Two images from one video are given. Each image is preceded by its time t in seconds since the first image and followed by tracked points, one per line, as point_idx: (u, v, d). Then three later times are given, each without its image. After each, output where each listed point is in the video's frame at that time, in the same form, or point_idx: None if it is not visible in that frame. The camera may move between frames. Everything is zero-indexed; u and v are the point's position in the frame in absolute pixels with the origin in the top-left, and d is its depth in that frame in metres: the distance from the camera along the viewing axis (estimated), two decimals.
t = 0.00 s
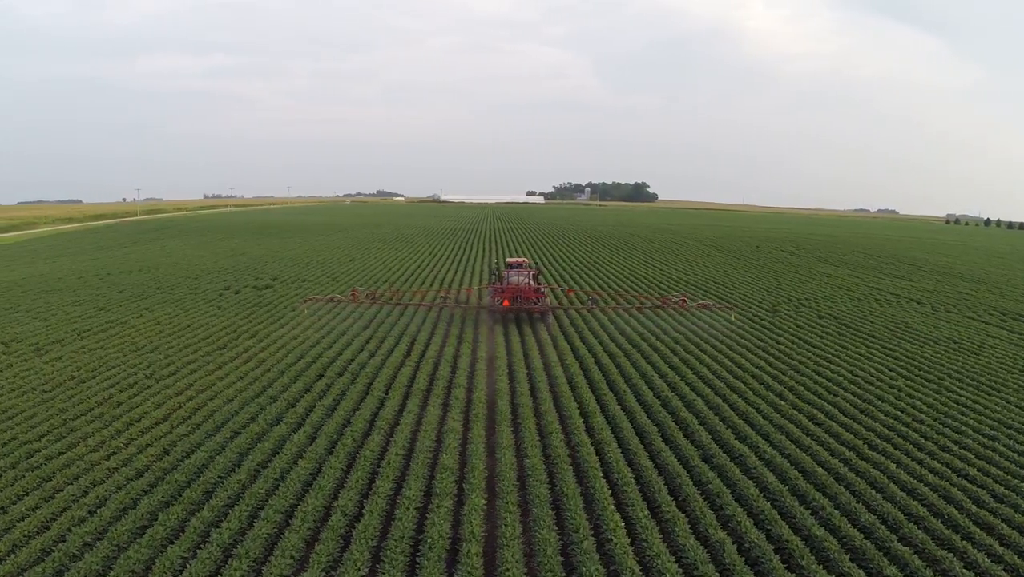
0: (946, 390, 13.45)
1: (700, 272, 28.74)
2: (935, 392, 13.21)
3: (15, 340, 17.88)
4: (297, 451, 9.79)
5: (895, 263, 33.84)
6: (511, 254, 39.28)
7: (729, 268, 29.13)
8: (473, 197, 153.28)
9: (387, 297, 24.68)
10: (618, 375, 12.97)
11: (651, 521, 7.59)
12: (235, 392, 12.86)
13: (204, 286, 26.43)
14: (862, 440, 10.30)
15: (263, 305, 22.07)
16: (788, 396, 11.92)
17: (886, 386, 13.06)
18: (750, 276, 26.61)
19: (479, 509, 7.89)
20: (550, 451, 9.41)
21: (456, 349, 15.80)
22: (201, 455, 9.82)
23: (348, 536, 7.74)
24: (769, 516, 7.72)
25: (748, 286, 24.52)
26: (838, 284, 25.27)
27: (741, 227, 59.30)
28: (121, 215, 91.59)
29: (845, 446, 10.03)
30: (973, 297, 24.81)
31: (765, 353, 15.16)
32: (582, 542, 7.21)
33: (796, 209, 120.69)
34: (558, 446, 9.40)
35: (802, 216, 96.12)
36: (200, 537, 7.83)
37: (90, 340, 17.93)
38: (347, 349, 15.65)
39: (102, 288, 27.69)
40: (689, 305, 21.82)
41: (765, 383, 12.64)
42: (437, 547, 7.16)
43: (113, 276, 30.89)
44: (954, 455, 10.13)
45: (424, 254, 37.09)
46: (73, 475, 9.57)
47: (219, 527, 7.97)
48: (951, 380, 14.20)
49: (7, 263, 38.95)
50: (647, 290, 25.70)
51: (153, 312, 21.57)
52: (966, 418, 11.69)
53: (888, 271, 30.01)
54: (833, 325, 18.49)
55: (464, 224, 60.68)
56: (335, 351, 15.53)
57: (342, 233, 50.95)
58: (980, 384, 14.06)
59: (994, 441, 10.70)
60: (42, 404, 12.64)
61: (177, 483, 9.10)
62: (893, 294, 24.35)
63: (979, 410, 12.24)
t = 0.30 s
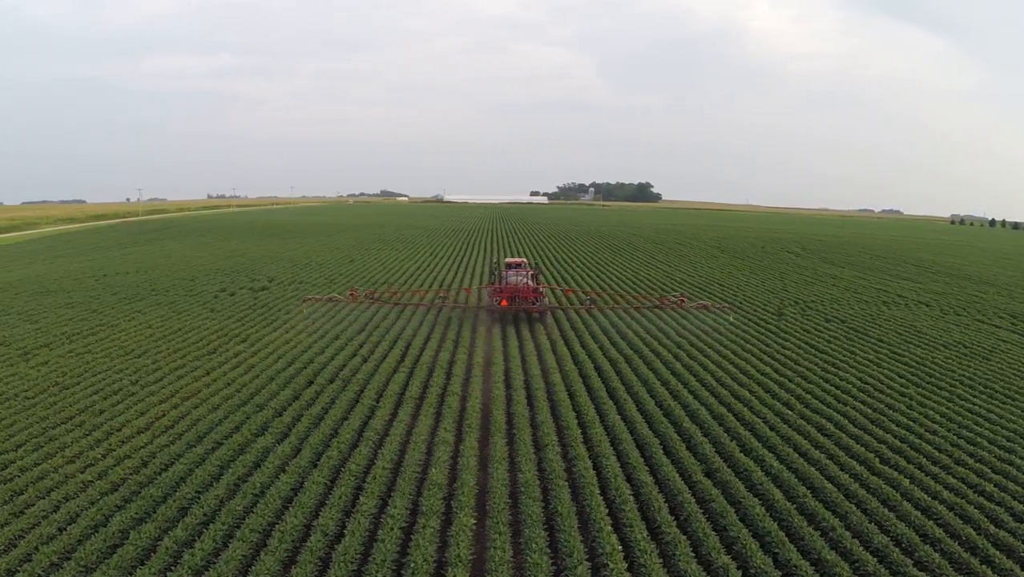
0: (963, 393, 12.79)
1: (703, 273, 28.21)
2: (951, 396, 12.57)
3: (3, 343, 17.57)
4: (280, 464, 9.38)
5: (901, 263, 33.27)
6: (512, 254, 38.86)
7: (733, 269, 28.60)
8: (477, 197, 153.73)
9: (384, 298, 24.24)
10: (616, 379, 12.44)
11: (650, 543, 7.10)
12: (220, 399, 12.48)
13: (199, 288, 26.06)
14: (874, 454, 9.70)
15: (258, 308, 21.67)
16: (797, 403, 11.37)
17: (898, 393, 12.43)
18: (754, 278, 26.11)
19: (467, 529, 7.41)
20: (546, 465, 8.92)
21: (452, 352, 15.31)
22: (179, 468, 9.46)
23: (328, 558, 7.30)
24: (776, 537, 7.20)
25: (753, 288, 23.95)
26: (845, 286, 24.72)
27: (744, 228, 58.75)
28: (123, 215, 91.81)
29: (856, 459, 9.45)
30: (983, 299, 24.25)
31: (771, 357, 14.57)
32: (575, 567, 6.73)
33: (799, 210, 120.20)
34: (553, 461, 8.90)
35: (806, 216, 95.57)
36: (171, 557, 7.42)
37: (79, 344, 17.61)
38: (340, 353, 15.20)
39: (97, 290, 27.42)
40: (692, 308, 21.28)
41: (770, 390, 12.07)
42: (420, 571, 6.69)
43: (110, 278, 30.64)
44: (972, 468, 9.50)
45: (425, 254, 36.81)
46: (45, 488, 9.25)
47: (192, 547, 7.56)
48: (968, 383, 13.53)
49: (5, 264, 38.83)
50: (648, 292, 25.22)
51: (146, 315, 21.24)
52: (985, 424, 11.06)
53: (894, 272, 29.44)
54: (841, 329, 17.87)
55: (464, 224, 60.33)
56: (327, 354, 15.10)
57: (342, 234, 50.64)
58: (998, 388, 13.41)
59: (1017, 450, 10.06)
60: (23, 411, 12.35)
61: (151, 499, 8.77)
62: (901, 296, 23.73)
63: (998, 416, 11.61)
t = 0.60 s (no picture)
0: (973, 401, 12.31)
1: (703, 275, 27.78)
2: (961, 405, 12.09)
3: None
4: (257, 479, 8.98)
5: (903, 264, 32.84)
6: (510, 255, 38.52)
7: (733, 270, 28.19)
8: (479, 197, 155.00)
9: (378, 300, 23.82)
10: (612, 384, 11.99)
11: (646, 568, 6.63)
12: (201, 407, 12.10)
13: (191, 290, 25.68)
14: (883, 468, 9.23)
15: (248, 311, 21.25)
16: (801, 413, 10.91)
17: (906, 402, 11.95)
18: (755, 279, 25.68)
19: (451, 552, 6.95)
20: (536, 481, 8.46)
21: (445, 354, 14.86)
22: (152, 484, 9.12)
23: None
24: (780, 561, 6.73)
25: (753, 290, 23.50)
26: (848, 288, 24.28)
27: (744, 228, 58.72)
28: (121, 215, 91.71)
29: (863, 474, 9.00)
30: (989, 301, 23.81)
31: (773, 362, 14.09)
32: None
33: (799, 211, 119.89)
34: (544, 476, 8.44)
35: (806, 216, 95.28)
36: None
37: (64, 349, 17.23)
38: (329, 358, 14.75)
39: (88, 292, 27.07)
40: (692, 311, 20.85)
41: (772, 398, 11.62)
42: None
43: (102, 280, 30.33)
44: (986, 483, 9.01)
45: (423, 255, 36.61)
46: (13, 504, 8.89)
47: (158, 570, 7.14)
48: (978, 390, 13.05)
49: None
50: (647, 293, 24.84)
51: (134, 318, 20.85)
52: (999, 436, 10.57)
53: (896, 274, 28.99)
54: (846, 333, 17.36)
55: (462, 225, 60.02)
56: (315, 359, 14.68)
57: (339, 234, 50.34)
58: (1009, 395, 12.92)
59: None
60: None
61: (121, 517, 8.42)
62: (904, 298, 23.26)
63: (1011, 426, 11.12)
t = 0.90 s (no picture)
0: (985, 409, 11.84)
1: (703, 276, 27.33)
2: (972, 413, 11.60)
3: None
4: (232, 496, 8.60)
5: (906, 264, 32.36)
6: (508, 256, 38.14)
7: (733, 272, 27.75)
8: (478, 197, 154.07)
9: (372, 302, 23.35)
10: (608, 392, 11.53)
11: None
12: (182, 416, 11.70)
13: (181, 292, 25.25)
14: (893, 484, 8.78)
15: (238, 314, 20.81)
16: (806, 423, 10.43)
17: (915, 411, 11.48)
18: (756, 281, 25.23)
19: None
20: (527, 499, 8.01)
21: (438, 358, 14.39)
22: (123, 501, 8.77)
23: None
24: None
25: (755, 292, 23.05)
26: (850, 289, 23.82)
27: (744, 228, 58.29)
28: (119, 215, 91.51)
29: (872, 491, 8.55)
30: (994, 303, 23.35)
31: (776, 367, 13.61)
32: None
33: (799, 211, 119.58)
34: (535, 494, 7.99)
35: (807, 216, 94.97)
36: None
37: (47, 353, 16.80)
38: (317, 363, 14.28)
39: (78, 294, 26.68)
40: (692, 313, 20.37)
41: (775, 406, 11.15)
42: None
43: (94, 282, 29.95)
44: (1002, 499, 8.54)
45: (419, 255, 36.20)
46: None
47: None
48: (989, 397, 12.57)
49: None
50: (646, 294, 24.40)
51: (122, 322, 20.42)
52: (1013, 448, 10.09)
53: (900, 275, 28.51)
54: (850, 337, 16.88)
55: (461, 225, 59.62)
56: (302, 364, 14.23)
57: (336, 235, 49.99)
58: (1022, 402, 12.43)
59: None
60: None
61: (88, 536, 8.07)
62: (909, 300, 22.78)
63: None
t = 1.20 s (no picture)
0: (997, 419, 11.36)
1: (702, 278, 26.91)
2: (984, 423, 11.14)
3: None
4: (205, 515, 8.17)
5: (908, 266, 31.96)
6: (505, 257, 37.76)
7: (733, 273, 27.34)
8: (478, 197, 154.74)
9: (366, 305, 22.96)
10: (605, 400, 11.06)
11: None
12: (161, 426, 11.28)
13: (172, 295, 24.82)
14: (904, 503, 8.33)
15: (228, 317, 20.38)
16: (812, 435, 9.97)
17: (925, 422, 11.02)
18: (757, 283, 24.85)
19: None
20: (516, 518, 7.58)
21: (430, 364, 13.94)
22: (91, 520, 8.36)
23: None
24: None
25: (756, 294, 22.60)
26: (853, 292, 23.39)
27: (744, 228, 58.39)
28: (117, 216, 91.38)
29: (883, 510, 8.09)
30: (1000, 305, 22.93)
31: (779, 373, 13.15)
32: None
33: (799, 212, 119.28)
34: (526, 514, 7.52)
35: (806, 216, 94.70)
36: None
37: (29, 359, 16.35)
38: (304, 370, 13.80)
39: (68, 297, 26.28)
40: (692, 316, 19.90)
41: (779, 416, 10.68)
42: None
43: (86, 284, 29.60)
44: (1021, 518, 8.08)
45: (416, 256, 35.88)
46: None
47: None
48: (1002, 405, 12.10)
49: None
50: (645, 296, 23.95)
51: (108, 326, 19.97)
52: None
53: (902, 277, 28.07)
54: (855, 342, 16.41)
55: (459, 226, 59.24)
56: (289, 371, 13.79)
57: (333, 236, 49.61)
58: None
59: None
60: None
61: (51, 558, 7.64)
62: (913, 303, 22.32)
63: None
